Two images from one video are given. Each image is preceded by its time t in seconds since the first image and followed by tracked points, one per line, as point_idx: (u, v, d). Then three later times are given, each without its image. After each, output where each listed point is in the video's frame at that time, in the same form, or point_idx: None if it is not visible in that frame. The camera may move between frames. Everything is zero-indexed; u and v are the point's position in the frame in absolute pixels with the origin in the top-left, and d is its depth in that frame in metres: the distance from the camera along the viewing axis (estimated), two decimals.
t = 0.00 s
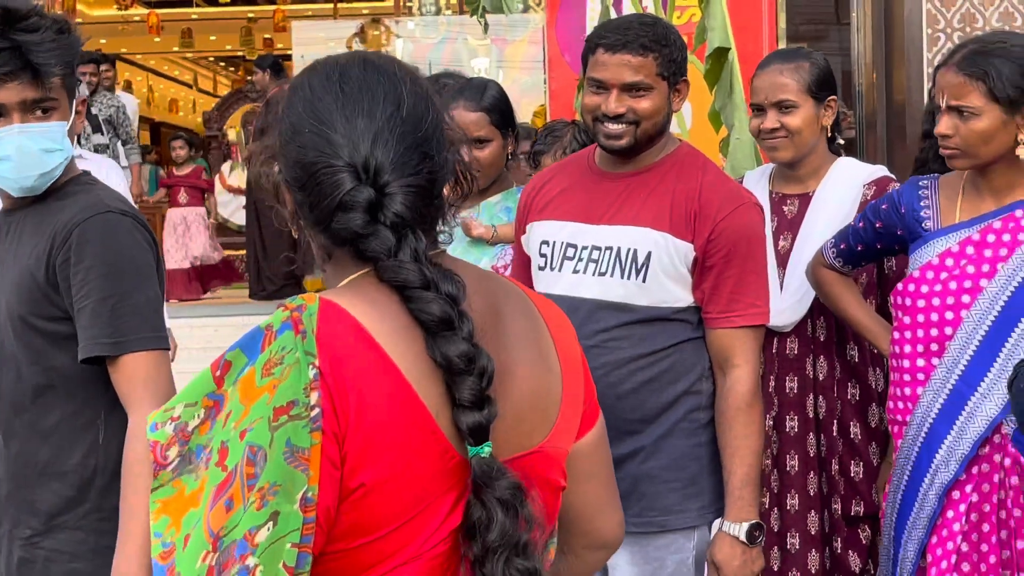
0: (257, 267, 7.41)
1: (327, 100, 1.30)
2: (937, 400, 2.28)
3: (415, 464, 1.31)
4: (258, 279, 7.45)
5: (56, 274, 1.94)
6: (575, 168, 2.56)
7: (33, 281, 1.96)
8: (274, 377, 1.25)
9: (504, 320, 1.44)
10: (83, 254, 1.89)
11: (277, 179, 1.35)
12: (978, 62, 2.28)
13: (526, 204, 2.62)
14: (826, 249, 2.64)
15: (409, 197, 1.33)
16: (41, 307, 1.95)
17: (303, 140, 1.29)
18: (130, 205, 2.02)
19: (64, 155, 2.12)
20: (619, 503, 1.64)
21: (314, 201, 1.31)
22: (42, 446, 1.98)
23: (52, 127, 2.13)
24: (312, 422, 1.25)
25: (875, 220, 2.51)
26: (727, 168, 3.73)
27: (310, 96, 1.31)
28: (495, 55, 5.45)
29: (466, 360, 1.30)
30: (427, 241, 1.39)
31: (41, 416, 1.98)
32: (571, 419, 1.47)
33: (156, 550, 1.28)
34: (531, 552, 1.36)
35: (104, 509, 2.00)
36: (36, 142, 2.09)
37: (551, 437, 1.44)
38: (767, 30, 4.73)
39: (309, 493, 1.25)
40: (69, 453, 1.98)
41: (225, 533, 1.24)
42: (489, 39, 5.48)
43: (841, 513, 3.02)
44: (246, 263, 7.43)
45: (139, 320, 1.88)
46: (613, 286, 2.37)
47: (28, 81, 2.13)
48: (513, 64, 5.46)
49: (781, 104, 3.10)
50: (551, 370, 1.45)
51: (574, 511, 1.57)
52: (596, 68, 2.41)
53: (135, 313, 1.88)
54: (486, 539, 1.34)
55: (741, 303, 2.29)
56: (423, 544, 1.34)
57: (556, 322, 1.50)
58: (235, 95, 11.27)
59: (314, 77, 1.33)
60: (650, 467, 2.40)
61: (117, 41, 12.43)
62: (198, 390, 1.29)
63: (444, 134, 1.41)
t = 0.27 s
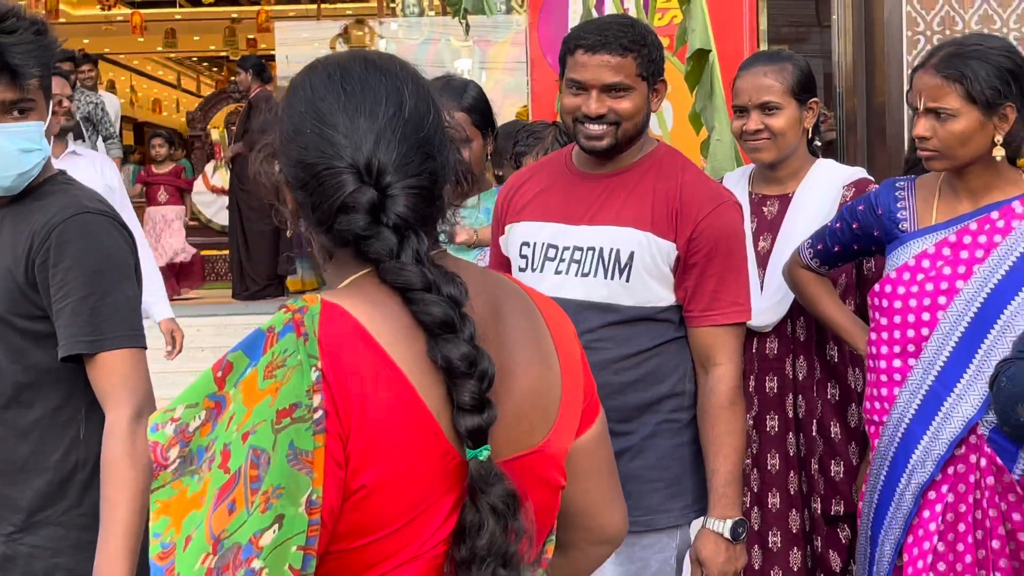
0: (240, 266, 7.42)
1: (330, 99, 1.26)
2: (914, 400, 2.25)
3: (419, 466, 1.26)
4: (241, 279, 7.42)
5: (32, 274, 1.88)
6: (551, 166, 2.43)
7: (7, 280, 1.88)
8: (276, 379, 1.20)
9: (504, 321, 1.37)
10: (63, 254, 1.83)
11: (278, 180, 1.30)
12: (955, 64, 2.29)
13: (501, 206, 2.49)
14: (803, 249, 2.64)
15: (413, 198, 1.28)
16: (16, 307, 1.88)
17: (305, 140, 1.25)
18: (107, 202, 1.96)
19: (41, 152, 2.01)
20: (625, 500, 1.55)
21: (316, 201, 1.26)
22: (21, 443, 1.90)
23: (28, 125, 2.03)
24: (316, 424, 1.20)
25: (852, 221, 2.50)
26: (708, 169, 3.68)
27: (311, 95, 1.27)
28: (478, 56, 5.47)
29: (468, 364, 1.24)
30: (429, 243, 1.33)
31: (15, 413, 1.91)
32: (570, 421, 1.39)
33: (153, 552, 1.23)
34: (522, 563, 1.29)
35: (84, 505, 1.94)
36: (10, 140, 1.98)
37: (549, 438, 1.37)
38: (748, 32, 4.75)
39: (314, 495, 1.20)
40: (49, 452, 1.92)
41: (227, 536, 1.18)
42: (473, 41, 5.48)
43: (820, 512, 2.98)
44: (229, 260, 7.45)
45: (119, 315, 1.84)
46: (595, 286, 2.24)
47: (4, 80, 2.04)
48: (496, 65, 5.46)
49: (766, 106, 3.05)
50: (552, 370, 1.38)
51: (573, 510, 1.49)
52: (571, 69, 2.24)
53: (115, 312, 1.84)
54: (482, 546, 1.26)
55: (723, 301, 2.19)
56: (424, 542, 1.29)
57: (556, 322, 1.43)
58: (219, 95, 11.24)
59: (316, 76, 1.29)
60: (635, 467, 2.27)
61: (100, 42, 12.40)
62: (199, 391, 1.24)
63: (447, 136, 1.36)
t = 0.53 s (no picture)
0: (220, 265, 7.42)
1: (338, 97, 1.23)
2: (889, 401, 2.26)
3: (427, 466, 1.23)
4: (221, 280, 7.44)
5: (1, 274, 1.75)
6: (526, 164, 2.42)
7: None
8: (289, 379, 1.17)
9: (506, 321, 1.36)
10: (35, 252, 1.72)
11: (283, 180, 1.27)
12: (930, 66, 2.31)
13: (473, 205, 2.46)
14: (779, 250, 2.65)
15: (422, 198, 1.25)
16: None
17: (313, 139, 1.22)
18: (80, 202, 1.83)
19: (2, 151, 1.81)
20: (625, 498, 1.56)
21: (324, 201, 1.23)
22: None
23: None
24: (331, 423, 1.17)
25: (828, 222, 2.52)
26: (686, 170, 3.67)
27: (319, 93, 1.23)
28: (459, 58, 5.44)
29: (475, 365, 1.22)
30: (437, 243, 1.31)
31: None
32: (570, 420, 1.39)
33: (174, 556, 1.20)
34: (513, 568, 1.28)
35: (66, 501, 1.83)
36: None
37: (550, 438, 1.36)
38: (727, 35, 4.76)
39: (330, 494, 1.17)
40: (27, 448, 1.81)
41: (242, 536, 1.16)
42: (454, 41, 5.46)
43: (796, 513, 2.95)
44: (209, 261, 7.42)
45: (92, 311, 1.72)
46: (576, 287, 2.23)
47: None
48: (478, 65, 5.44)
49: (747, 107, 3.05)
50: (554, 372, 1.37)
51: (573, 506, 1.49)
52: (547, 70, 2.24)
53: (90, 308, 1.72)
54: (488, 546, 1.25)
55: (703, 300, 2.19)
56: (431, 540, 1.27)
57: (556, 324, 1.42)
58: (200, 95, 11.19)
59: (323, 74, 1.25)
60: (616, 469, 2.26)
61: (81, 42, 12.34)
62: (212, 393, 1.23)
63: (454, 134, 1.33)
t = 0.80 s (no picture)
0: (199, 266, 7.36)
1: (358, 98, 1.22)
2: (861, 404, 2.27)
3: (444, 467, 1.24)
4: (199, 281, 7.39)
5: None
6: (493, 167, 2.38)
7: None
8: (311, 379, 1.17)
9: (514, 320, 1.38)
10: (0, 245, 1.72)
11: (297, 180, 1.26)
12: (904, 71, 2.32)
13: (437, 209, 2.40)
14: (751, 253, 2.65)
15: (439, 199, 1.26)
16: None
17: (335, 139, 1.21)
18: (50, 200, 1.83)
19: None
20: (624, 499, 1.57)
21: (345, 202, 1.22)
22: None
23: None
24: (354, 423, 1.17)
25: (801, 224, 2.52)
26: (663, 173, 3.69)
27: (339, 93, 1.23)
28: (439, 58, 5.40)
29: (490, 367, 1.23)
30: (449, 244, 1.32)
31: None
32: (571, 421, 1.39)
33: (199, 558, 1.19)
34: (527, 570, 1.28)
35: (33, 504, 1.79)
36: None
37: (556, 438, 1.37)
38: (706, 38, 4.76)
39: (355, 494, 1.17)
40: None
41: (268, 536, 1.15)
42: (434, 44, 5.46)
43: (771, 516, 2.96)
44: (188, 262, 7.39)
45: (55, 303, 1.71)
46: (552, 291, 2.19)
47: None
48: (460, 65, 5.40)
49: (724, 110, 3.05)
50: (558, 372, 1.39)
51: (575, 506, 1.49)
52: (520, 72, 2.21)
53: (53, 301, 1.71)
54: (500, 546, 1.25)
55: (678, 301, 2.18)
56: (444, 540, 1.27)
57: (560, 326, 1.43)
58: (178, 96, 11.14)
59: (339, 73, 1.24)
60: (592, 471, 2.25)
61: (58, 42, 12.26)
62: (230, 395, 1.22)
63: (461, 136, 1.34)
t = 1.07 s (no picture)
0: (178, 266, 7.37)
1: (385, 99, 1.22)
2: (834, 405, 2.30)
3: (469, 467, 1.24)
4: (179, 281, 7.37)
5: None
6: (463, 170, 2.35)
7: None
8: (341, 379, 1.17)
9: (529, 320, 1.39)
10: None
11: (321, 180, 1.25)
12: (879, 74, 2.34)
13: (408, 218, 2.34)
14: (726, 254, 2.65)
15: (463, 199, 1.26)
16: None
17: (362, 141, 1.21)
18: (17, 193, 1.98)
19: None
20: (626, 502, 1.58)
21: (370, 204, 1.22)
22: None
23: None
24: (386, 423, 1.17)
25: (775, 226, 2.54)
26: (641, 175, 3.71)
27: (365, 94, 1.22)
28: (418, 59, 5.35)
29: (514, 368, 1.24)
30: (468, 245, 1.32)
31: None
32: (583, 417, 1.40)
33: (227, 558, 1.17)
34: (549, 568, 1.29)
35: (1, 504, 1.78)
36: None
37: (568, 436, 1.38)
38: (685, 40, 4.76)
39: (387, 493, 1.17)
40: None
41: (301, 535, 1.15)
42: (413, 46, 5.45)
43: (746, 516, 2.97)
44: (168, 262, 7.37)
45: (18, 293, 1.87)
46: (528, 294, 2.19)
47: None
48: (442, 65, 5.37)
49: (702, 113, 3.05)
50: (569, 372, 1.40)
51: (582, 503, 1.48)
52: (496, 73, 2.19)
53: (16, 291, 1.87)
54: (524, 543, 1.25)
55: (651, 302, 2.19)
56: (466, 537, 1.26)
57: (571, 329, 1.45)
58: (160, 95, 11.10)
59: (363, 74, 1.24)
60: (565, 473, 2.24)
61: (37, 41, 12.17)
62: (258, 396, 1.22)
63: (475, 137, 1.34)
